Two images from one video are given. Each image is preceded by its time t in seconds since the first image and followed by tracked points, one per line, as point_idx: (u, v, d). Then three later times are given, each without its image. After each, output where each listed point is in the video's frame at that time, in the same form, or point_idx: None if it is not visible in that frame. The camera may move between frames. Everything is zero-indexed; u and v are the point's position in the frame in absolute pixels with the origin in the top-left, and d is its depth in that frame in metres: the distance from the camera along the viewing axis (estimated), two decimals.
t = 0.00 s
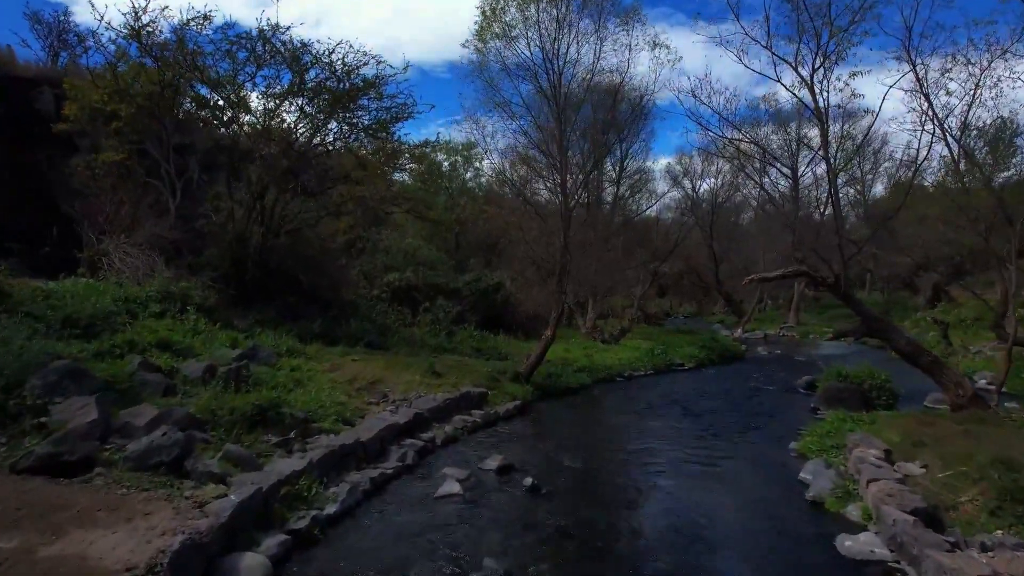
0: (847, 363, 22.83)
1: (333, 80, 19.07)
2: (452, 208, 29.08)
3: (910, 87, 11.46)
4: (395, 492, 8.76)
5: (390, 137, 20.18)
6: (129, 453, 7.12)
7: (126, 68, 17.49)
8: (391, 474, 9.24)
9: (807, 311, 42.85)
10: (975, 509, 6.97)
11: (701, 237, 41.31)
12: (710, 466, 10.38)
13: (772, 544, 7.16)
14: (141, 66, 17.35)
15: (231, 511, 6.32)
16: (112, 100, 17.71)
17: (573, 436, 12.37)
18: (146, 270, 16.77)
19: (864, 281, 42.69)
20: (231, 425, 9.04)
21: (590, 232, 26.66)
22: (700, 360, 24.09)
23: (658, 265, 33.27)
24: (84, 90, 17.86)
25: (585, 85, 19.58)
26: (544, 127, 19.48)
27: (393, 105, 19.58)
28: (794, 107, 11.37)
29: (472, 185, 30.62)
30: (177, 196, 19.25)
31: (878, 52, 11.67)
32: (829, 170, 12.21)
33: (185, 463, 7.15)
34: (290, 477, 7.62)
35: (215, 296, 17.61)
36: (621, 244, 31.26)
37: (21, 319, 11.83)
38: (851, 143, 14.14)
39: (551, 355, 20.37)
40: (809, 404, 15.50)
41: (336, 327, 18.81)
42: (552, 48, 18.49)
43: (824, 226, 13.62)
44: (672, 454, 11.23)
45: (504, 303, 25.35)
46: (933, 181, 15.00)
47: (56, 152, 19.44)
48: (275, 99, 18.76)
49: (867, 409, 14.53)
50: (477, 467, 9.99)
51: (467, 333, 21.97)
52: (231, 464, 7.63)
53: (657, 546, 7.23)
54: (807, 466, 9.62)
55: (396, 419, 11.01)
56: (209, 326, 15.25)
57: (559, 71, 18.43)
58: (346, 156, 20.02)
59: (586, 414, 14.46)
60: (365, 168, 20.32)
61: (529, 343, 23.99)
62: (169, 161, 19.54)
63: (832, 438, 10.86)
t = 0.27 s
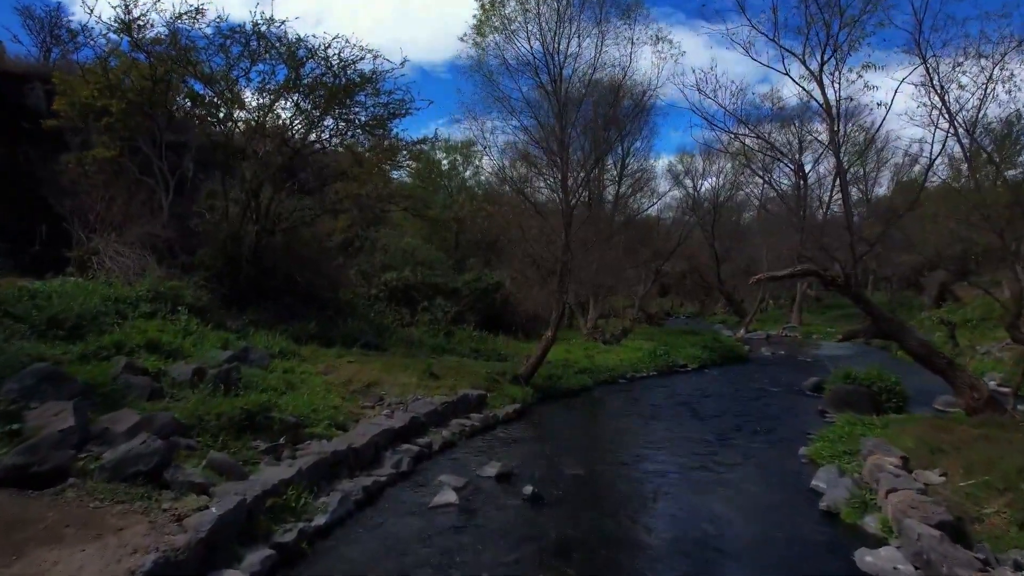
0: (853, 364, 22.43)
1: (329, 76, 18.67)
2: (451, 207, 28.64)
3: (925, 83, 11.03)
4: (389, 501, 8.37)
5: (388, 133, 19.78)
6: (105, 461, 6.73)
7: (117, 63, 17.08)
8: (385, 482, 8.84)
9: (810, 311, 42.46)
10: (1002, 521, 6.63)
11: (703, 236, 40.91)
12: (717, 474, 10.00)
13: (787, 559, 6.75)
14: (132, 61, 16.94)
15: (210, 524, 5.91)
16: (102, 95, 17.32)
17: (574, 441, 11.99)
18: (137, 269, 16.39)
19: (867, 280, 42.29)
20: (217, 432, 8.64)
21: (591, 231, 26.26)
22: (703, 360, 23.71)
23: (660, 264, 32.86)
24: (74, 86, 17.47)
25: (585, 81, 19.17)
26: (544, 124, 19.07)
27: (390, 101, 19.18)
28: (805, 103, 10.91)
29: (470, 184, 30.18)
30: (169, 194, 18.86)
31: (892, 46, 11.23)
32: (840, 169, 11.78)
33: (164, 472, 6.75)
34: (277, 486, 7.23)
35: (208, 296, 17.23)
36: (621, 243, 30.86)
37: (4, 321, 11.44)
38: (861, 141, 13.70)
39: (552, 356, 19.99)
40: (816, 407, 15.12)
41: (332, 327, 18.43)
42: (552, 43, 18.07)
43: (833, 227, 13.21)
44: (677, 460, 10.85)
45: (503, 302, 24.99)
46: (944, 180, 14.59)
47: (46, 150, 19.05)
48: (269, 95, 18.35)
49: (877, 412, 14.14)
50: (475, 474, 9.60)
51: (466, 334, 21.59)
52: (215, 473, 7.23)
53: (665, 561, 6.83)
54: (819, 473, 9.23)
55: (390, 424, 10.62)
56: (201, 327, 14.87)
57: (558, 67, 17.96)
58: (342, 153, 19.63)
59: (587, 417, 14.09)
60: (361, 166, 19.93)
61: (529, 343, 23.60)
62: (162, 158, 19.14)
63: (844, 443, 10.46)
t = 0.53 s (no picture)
0: (859, 365, 22.03)
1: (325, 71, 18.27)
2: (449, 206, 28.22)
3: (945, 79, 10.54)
4: (382, 512, 7.98)
5: (385, 130, 19.38)
6: (79, 472, 6.33)
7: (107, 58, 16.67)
8: (378, 491, 8.44)
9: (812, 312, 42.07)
10: None
11: (704, 235, 40.50)
12: (725, 482, 9.61)
13: None
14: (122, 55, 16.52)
15: (187, 540, 5.52)
16: (93, 91, 16.90)
17: (575, 446, 11.60)
18: (128, 269, 15.99)
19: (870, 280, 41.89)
20: (203, 439, 8.24)
21: (592, 230, 25.86)
22: (705, 362, 23.31)
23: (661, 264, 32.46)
24: (64, 81, 17.06)
25: (587, 78, 18.76)
26: (544, 121, 18.64)
27: (388, 97, 18.79)
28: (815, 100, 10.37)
29: (469, 183, 29.75)
30: (162, 191, 18.45)
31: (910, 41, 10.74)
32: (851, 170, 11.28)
33: (142, 484, 6.36)
34: (263, 498, 6.82)
35: (201, 296, 16.84)
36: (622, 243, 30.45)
37: None
38: (872, 138, 13.28)
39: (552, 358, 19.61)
40: (824, 411, 14.72)
41: (328, 328, 18.04)
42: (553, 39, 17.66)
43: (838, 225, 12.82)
44: (683, 467, 10.45)
45: (503, 303, 24.60)
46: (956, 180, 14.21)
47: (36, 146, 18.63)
48: (264, 91, 17.94)
49: (888, 416, 13.75)
50: (473, 482, 9.21)
51: (465, 335, 21.20)
52: (198, 485, 6.83)
53: None
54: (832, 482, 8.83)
55: (384, 429, 10.22)
56: (192, 328, 14.47)
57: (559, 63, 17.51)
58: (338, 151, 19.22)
59: (589, 420, 13.69)
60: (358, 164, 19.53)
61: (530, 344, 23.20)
62: (154, 155, 18.72)
63: (857, 450, 10.06)
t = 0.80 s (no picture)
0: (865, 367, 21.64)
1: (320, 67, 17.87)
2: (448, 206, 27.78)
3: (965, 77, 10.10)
4: (375, 524, 7.59)
5: (382, 127, 19.02)
6: (49, 485, 5.93)
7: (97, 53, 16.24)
8: (370, 501, 8.05)
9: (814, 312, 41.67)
10: None
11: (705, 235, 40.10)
12: (735, 490, 9.20)
13: None
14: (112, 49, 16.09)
15: (161, 560, 5.12)
16: (82, 86, 16.46)
17: (577, 452, 11.19)
18: (118, 268, 15.58)
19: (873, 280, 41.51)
20: (187, 447, 7.82)
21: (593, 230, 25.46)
22: (708, 363, 22.92)
23: (663, 264, 32.07)
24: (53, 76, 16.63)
25: (588, 75, 18.34)
26: (544, 118, 18.22)
27: (385, 93, 18.38)
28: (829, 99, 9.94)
29: (468, 183, 29.33)
30: (154, 189, 18.01)
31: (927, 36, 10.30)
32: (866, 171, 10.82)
33: (116, 498, 5.96)
34: (247, 511, 6.43)
35: (194, 296, 16.43)
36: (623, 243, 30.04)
37: None
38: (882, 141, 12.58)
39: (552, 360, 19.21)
40: (832, 415, 14.31)
41: (323, 329, 17.64)
42: (554, 34, 17.26)
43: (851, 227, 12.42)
44: (689, 475, 10.04)
45: (502, 303, 24.20)
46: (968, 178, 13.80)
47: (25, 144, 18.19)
48: (258, 87, 17.53)
49: (898, 420, 13.35)
50: (470, 491, 8.81)
51: (464, 336, 20.80)
52: (176, 498, 6.42)
53: None
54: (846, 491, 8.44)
55: (378, 435, 9.81)
56: (183, 329, 14.07)
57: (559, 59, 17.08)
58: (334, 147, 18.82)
59: (590, 425, 13.29)
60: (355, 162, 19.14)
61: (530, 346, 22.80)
62: (146, 152, 18.28)
63: (870, 457, 9.67)
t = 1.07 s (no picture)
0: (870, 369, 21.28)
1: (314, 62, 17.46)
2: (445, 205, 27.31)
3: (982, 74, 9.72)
4: (366, 537, 7.19)
5: (377, 124, 18.59)
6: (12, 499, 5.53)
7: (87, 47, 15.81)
8: (361, 513, 7.65)
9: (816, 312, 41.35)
10: None
11: (706, 235, 39.75)
12: (743, 500, 8.80)
13: None
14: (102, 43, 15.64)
15: None
16: (70, 81, 16.02)
17: (578, 458, 10.78)
18: (107, 268, 15.16)
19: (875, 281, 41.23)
20: (167, 457, 7.40)
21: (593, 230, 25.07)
22: (710, 364, 22.54)
23: (664, 264, 31.68)
24: (40, 71, 16.18)
25: (588, 71, 17.90)
26: (544, 114, 17.77)
27: (380, 89, 17.98)
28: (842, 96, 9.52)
29: (467, 182, 28.86)
30: (144, 187, 17.57)
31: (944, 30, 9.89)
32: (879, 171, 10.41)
33: (85, 514, 5.58)
34: (227, 526, 6.03)
35: (185, 297, 16.02)
36: (623, 243, 29.65)
37: None
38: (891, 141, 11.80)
39: (552, 362, 18.81)
40: (841, 419, 13.92)
41: (317, 331, 17.24)
42: (553, 29, 16.83)
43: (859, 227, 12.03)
44: (696, 483, 9.64)
45: (501, 304, 23.81)
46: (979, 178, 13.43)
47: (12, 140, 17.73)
48: (250, 82, 17.08)
49: (909, 424, 12.96)
50: (466, 502, 8.41)
51: (462, 337, 20.41)
52: (153, 512, 6.04)
53: None
54: (861, 502, 8.06)
55: (370, 442, 9.40)
56: (173, 330, 13.66)
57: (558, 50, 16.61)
58: (329, 144, 18.42)
59: (592, 430, 12.89)
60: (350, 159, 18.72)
61: (529, 347, 22.42)
62: (136, 150, 17.84)
63: (884, 465, 9.28)
